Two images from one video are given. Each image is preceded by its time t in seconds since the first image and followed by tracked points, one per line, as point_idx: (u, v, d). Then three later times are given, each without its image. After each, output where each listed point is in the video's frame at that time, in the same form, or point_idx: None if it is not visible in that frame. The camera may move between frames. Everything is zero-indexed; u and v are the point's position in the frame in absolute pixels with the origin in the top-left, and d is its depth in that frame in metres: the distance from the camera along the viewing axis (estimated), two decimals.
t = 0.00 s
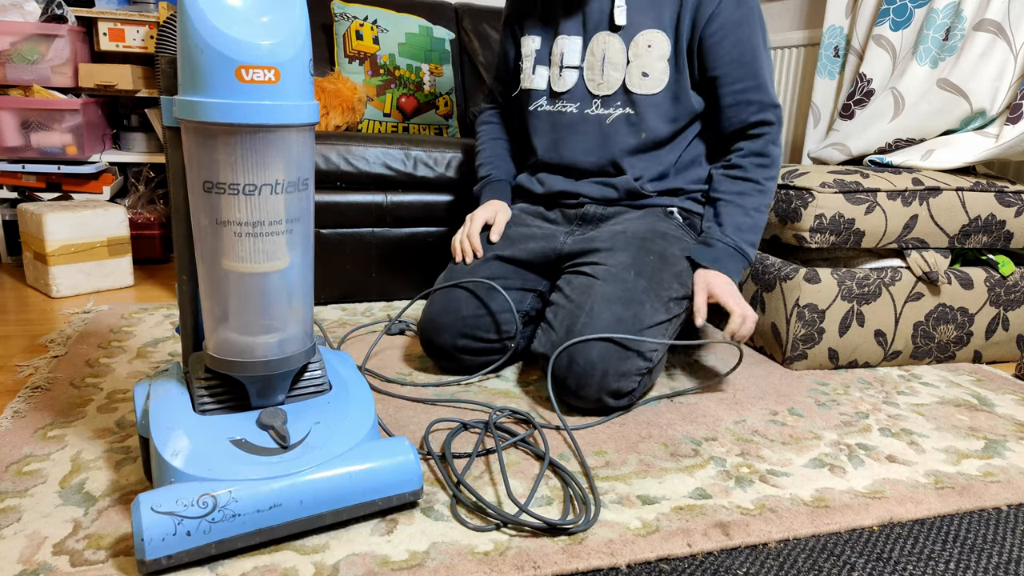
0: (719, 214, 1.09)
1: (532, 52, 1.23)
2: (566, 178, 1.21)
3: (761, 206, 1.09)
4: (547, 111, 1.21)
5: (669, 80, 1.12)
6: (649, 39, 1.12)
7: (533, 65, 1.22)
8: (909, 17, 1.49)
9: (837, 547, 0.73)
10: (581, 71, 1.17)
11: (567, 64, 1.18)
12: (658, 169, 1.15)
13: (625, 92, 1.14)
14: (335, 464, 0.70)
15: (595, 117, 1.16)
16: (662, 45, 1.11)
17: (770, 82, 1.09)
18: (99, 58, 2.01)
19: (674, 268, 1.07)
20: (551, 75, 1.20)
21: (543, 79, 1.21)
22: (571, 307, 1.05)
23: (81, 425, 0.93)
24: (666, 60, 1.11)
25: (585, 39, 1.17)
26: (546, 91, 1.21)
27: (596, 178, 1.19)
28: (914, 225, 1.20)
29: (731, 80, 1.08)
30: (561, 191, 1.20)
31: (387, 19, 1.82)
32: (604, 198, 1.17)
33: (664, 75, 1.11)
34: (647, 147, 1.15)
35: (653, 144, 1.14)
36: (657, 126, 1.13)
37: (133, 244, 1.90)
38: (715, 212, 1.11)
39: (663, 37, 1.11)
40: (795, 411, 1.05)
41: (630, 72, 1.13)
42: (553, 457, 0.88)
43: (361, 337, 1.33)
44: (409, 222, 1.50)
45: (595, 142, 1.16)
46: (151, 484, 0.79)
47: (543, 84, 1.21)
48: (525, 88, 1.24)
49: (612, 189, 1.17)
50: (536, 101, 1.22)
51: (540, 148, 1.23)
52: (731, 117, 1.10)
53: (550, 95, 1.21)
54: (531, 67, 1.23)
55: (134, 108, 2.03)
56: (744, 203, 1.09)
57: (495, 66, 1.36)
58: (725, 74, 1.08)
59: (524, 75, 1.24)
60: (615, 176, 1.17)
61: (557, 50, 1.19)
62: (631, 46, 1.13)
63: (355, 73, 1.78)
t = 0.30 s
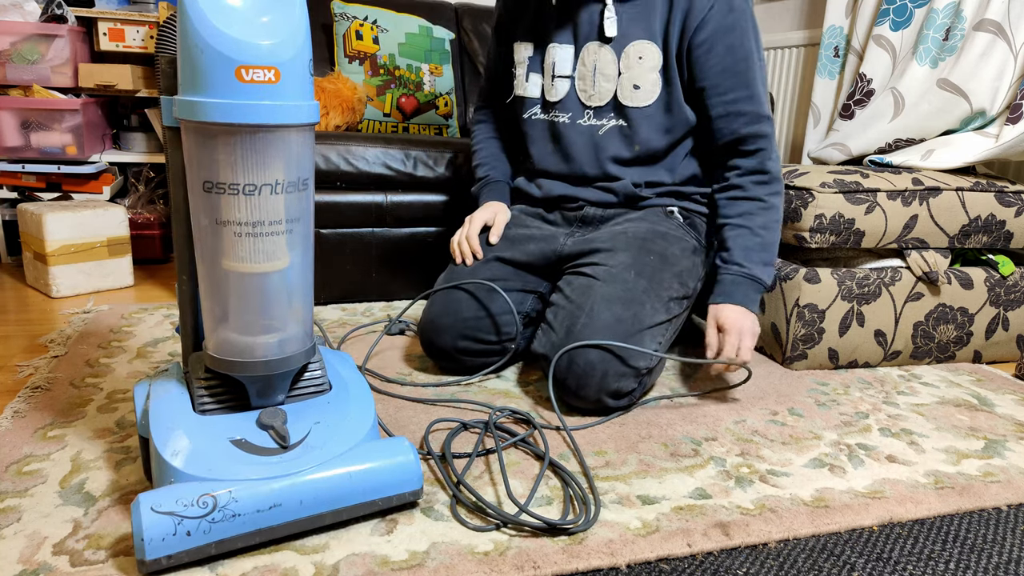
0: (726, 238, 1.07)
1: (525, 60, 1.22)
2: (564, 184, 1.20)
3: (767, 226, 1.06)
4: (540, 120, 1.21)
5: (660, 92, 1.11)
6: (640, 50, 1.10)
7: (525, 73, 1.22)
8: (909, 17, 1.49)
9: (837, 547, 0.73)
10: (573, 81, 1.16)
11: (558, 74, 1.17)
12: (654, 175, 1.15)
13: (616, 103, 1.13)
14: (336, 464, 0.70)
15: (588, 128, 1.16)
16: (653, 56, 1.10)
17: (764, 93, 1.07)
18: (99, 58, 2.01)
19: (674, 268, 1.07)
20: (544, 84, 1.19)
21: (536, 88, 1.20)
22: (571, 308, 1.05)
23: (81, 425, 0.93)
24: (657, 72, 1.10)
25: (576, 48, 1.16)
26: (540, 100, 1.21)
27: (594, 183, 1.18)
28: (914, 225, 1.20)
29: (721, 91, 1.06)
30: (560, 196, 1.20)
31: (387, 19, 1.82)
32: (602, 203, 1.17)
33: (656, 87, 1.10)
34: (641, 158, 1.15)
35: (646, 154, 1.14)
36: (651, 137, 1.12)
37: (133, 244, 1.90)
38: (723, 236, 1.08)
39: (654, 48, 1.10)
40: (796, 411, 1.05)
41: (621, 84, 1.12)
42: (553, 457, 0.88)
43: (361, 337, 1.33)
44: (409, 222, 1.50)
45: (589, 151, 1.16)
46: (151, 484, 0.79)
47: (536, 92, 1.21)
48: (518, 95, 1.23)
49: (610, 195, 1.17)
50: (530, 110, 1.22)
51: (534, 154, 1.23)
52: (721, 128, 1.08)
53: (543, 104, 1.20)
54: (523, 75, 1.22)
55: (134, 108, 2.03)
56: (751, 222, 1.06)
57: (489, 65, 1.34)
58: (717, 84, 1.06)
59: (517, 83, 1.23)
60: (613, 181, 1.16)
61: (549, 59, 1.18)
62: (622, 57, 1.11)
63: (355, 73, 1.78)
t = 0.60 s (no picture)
0: (711, 239, 1.03)
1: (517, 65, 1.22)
2: (563, 187, 1.20)
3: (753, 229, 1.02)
4: (534, 125, 1.21)
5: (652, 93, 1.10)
6: (630, 53, 1.10)
7: (518, 79, 1.22)
8: (909, 17, 1.49)
9: (837, 546, 0.73)
10: (564, 86, 1.16)
11: (549, 80, 1.17)
12: (653, 177, 1.15)
13: (608, 107, 1.13)
14: (335, 464, 0.70)
15: (581, 133, 1.16)
16: (642, 58, 1.09)
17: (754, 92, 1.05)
18: (99, 58, 2.01)
19: (674, 268, 1.07)
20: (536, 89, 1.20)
21: (529, 93, 1.21)
22: (570, 309, 1.05)
23: (81, 425, 0.93)
24: (647, 74, 1.09)
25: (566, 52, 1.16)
26: (533, 105, 1.21)
27: (593, 186, 1.18)
28: (914, 225, 1.20)
29: (711, 90, 1.05)
30: (559, 198, 1.19)
31: (387, 19, 1.82)
32: (600, 206, 1.17)
33: (646, 90, 1.10)
34: (637, 161, 1.14)
35: (643, 157, 1.14)
36: (646, 141, 1.12)
37: (133, 244, 1.90)
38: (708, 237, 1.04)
39: (643, 50, 1.09)
40: (796, 411, 1.05)
41: (612, 88, 1.12)
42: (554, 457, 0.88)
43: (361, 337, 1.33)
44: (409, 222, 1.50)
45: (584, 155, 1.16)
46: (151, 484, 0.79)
47: (529, 98, 1.21)
48: (512, 101, 1.24)
49: (609, 197, 1.16)
50: (524, 115, 1.22)
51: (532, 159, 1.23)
52: (713, 129, 1.07)
53: (536, 110, 1.21)
54: (516, 80, 1.22)
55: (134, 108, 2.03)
56: (738, 223, 1.03)
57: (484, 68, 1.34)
58: (706, 84, 1.05)
59: (510, 88, 1.23)
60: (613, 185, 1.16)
61: (540, 65, 1.18)
62: (612, 61, 1.11)
63: (355, 73, 1.77)
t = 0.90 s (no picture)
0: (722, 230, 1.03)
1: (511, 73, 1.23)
2: (562, 186, 1.20)
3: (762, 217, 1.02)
4: (529, 131, 1.21)
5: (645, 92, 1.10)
6: (622, 54, 1.10)
7: (512, 86, 1.22)
8: (909, 17, 1.49)
9: (837, 547, 0.73)
10: (557, 91, 1.16)
11: (542, 86, 1.17)
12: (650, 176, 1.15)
13: (603, 109, 1.13)
14: (335, 464, 0.70)
15: (577, 137, 1.15)
16: (634, 58, 1.09)
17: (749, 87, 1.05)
18: (99, 58, 2.01)
19: (674, 267, 1.07)
20: (530, 96, 1.20)
21: (523, 100, 1.21)
22: (570, 309, 1.05)
23: (81, 425, 0.93)
24: (640, 74, 1.10)
25: (558, 57, 1.16)
26: (527, 112, 1.21)
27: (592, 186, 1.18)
28: (914, 225, 1.20)
29: (704, 87, 1.05)
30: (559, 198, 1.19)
31: (387, 19, 1.82)
32: (599, 205, 1.16)
33: (640, 90, 1.10)
34: (633, 160, 1.14)
35: (638, 157, 1.14)
36: (643, 141, 1.12)
37: (133, 244, 1.90)
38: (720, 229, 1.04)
39: (634, 50, 1.09)
40: (795, 411, 1.05)
41: (606, 89, 1.12)
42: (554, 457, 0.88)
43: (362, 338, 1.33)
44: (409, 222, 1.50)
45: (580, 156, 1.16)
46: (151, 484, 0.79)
47: (524, 105, 1.21)
48: (507, 109, 1.24)
49: (609, 197, 1.16)
50: (519, 122, 1.22)
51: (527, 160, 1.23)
52: (709, 124, 1.06)
53: (531, 116, 1.21)
54: (511, 88, 1.22)
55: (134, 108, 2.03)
56: (746, 213, 1.03)
57: (478, 75, 1.34)
58: (700, 80, 1.05)
59: (505, 96, 1.23)
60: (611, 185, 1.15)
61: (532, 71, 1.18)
62: (605, 63, 1.11)
63: (355, 73, 1.77)
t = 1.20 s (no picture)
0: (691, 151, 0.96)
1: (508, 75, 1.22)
2: (561, 185, 1.20)
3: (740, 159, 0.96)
4: (529, 133, 1.21)
5: (642, 84, 1.10)
6: (618, 47, 1.10)
7: (510, 88, 1.22)
8: (909, 17, 1.49)
9: (837, 547, 0.73)
10: (554, 90, 1.16)
11: (539, 85, 1.17)
12: (650, 173, 1.13)
13: (600, 103, 1.12)
14: (335, 464, 0.70)
15: (576, 133, 1.15)
16: (629, 50, 1.10)
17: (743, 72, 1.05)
18: (99, 58, 2.01)
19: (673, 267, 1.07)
20: (528, 97, 1.20)
21: (520, 101, 1.21)
22: (569, 308, 1.05)
23: (81, 425, 0.93)
24: (636, 65, 1.09)
25: (553, 55, 1.16)
26: (526, 114, 1.21)
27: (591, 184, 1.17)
28: (914, 225, 1.20)
29: (698, 72, 1.05)
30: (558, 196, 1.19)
31: (386, 19, 1.82)
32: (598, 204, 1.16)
33: (637, 81, 1.10)
34: (632, 154, 1.13)
35: (638, 150, 1.12)
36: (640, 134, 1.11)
37: (133, 244, 1.90)
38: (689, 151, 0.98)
39: (628, 42, 1.09)
40: (795, 411, 1.05)
41: (603, 84, 1.12)
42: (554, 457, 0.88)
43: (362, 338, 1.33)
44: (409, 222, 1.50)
45: (579, 154, 1.16)
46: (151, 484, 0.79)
47: (522, 106, 1.21)
48: (506, 111, 1.24)
49: (608, 194, 1.15)
50: (519, 124, 1.22)
51: (527, 161, 1.22)
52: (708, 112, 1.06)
53: (530, 117, 1.20)
54: (508, 90, 1.22)
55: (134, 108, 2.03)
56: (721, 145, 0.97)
57: (464, 80, 1.32)
58: (693, 67, 1.05)
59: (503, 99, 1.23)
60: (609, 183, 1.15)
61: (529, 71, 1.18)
62: (600, 57, 1.11)
63: (355, 73, 1.77)
